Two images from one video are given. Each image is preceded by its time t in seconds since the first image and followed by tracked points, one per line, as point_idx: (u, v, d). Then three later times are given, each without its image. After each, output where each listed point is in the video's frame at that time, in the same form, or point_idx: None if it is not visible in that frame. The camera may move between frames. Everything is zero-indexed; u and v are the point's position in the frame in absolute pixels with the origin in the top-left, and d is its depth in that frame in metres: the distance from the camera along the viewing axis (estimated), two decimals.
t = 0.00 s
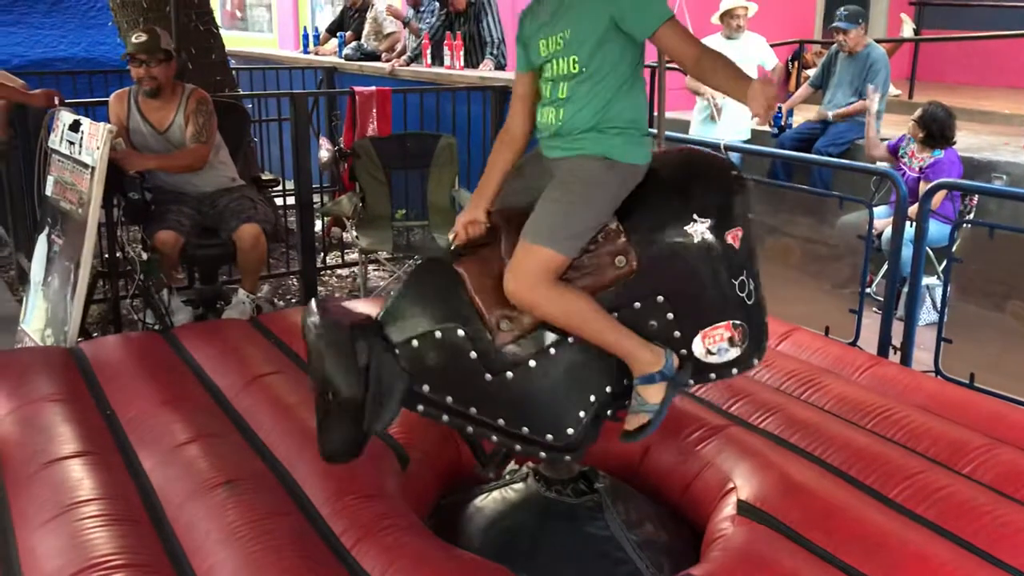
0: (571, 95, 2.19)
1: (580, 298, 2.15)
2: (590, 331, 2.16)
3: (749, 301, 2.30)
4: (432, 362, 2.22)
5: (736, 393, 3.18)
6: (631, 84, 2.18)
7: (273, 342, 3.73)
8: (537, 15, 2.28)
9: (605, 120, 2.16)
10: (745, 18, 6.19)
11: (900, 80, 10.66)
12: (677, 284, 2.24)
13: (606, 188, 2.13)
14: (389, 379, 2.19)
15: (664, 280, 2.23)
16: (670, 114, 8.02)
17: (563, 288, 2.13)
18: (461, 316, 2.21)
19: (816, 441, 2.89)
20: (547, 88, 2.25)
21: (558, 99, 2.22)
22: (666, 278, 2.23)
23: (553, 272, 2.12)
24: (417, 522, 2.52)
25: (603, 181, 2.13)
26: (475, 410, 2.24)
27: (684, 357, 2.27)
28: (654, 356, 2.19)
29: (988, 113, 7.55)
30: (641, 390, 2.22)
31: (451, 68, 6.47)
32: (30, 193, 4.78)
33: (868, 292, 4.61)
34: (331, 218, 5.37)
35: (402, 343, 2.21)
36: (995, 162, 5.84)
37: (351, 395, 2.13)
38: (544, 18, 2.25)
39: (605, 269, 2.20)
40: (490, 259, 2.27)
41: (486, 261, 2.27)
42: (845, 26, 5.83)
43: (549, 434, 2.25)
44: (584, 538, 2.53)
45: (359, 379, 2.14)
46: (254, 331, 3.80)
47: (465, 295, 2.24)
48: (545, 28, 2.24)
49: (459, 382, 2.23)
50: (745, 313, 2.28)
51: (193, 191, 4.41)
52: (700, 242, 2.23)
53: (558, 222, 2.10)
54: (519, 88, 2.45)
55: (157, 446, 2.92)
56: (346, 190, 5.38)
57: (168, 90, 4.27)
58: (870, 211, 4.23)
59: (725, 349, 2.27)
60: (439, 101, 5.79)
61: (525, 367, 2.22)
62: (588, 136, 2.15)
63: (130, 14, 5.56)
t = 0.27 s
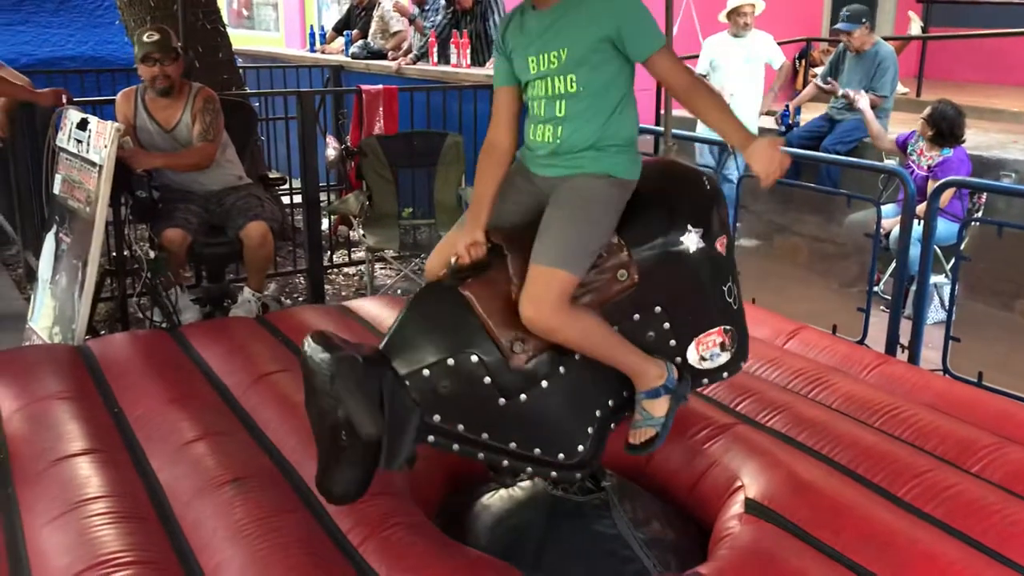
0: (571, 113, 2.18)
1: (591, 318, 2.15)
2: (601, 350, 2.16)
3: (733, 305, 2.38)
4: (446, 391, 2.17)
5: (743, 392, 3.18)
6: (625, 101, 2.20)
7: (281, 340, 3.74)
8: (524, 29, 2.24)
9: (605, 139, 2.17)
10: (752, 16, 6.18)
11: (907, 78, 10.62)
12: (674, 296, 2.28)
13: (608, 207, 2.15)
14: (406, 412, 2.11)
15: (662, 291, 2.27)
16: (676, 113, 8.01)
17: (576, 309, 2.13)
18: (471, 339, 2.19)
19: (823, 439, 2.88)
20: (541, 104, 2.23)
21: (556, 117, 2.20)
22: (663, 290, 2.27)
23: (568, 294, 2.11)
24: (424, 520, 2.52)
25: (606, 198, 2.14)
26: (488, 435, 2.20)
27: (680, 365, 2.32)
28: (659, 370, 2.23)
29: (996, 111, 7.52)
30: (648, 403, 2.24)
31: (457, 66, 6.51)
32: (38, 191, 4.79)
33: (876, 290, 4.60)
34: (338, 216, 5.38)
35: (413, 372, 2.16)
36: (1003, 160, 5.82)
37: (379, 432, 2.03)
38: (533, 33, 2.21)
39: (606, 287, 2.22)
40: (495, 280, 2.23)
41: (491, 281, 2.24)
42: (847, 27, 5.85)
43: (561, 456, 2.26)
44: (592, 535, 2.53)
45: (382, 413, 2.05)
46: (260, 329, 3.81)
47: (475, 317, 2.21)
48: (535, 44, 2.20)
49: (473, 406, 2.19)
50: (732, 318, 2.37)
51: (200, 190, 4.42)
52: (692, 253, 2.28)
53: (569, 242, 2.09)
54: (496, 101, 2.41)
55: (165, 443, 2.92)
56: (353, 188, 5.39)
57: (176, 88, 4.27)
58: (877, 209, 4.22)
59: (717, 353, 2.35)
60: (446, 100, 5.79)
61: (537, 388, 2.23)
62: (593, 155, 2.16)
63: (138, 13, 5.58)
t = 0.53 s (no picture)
0: (584, 138, 2.19)
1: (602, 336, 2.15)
2: (611, 368, 2.16)
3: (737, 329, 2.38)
4: (457, 401, 2.16)
5: (751, 390, 3.17)
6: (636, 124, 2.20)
7: (287, 339, 3.74)
8: (537, 53, 2.23)
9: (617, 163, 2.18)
10: (759, 13, 6.15)
11: (914, 76, 10.59)
12: (683, 315, 2.27)
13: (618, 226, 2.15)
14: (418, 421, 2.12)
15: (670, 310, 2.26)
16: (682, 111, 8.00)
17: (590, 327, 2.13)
18: (482, 350, 2.18)
19: (831, 438, 2.87)
20: (554, 128, 2.24)
21: (569, 142, 2.21)
22: (671, 310, 2.26)
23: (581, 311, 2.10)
24: (431, 519, 2.52)
25: (620, 217, 2.15)
26: (495, 448, 2.20)
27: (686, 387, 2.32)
28: (665, 393, 2.23)
29: (1004, 109, 7.49)
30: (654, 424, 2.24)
31: (463, 65, 6.51)
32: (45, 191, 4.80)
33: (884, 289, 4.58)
34: (344, 216, 5.38)
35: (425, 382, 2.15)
36: (1011, 158, 5.80)
37: (393, 441, 2.05)
38: (543, 58, 2.21)
39: (617, 305, 2.22)
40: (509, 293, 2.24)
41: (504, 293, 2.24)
42: (852, 25, 5.88)
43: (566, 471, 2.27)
44: (599, 535, 2.52)
45: (396, 420, 2.06)
46: (267, 328, 3.81)
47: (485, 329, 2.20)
48: (546, 69, 2.20)
49: (482, 417, 2.19)
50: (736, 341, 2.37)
51: (207, 189, 4.43)
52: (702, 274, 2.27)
53: (584, 258, 2.10)
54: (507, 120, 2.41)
55: (172, 442, 2.93)
56: (359, 187, 5.39)
57: (183, 87, 4.28)
58: (885, 208, 4.20)
59: (718, 375, 2.33)
60: (452, 99, 5.80)
61: (547, 403, 2.22)
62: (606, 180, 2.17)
63: (144, 13, 5.59)
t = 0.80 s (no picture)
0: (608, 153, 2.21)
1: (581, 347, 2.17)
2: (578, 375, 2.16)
3: (748, 389, 2.33)
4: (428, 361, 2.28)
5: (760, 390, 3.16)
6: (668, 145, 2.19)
7: (297, 340, 3.74)
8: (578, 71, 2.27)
9: (640, 180, 2.18)
10: (769, 11, 6.13)
11: (924, 74, 10.54)
12: (681, 348, 2.27)
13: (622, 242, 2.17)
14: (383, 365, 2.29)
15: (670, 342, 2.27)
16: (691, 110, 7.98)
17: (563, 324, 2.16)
18: (462, 325, 2.26)
19: (841, 438, 2.86)
20: (584, 143, 2.28)
21: (593, 159, 2.25)
22: (671, 343, 2.27)
23: (559, 308, 2.13)
24: (439, 519, 2.52)
25: (629, 235, 2.16)
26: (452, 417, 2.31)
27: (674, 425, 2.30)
28: (639, 420, 2.20)
29: (1014, 107, 7.45)
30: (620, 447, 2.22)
31: (471, 64, 6.51)
32: (56, 192, 4.82)
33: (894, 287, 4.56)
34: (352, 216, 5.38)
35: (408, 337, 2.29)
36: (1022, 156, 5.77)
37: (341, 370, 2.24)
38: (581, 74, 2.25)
39: (612, 323, 2.23)
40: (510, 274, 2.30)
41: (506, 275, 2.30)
42: (860, 23, 5.88)
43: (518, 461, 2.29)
44: (609, 535, 2.52)
45: (356, 357, 2.26)
46: (276, 329, 3.82)
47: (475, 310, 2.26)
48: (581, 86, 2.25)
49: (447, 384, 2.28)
50: (743, 400, 2.32)
51: (216, 190, 4.44)
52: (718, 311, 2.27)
53: (574, 263, 2.13)
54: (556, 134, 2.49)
55: (182, 443, 2.93)
56: (367, 188, 5.39)
57: (192, 88, 4.29)
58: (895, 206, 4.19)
59: (714, 429, 2.29)
60: (460, 98, 5.80)
61: (510, 390, 2.24)
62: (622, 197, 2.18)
63: (153, 14, 5.61)
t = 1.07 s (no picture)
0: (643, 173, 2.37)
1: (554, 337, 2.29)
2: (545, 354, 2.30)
3: (706, 457, 2.17)
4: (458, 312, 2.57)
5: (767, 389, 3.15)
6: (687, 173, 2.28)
7: (303, 340, 3.74)
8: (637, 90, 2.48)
9: (661, 191, 2.33)
10: (775, 10, 6.12)
11: (930, 72, 10.51)
12: (649, 381, 2.28)
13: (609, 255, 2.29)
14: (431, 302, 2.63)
15: (637, 372, 2.29)
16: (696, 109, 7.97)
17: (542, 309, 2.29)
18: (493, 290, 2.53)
19: (848, 438, 2.85)
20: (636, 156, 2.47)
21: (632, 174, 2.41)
22: (645, 375, 2.28)
23: (545, 291, 2.28)
24: (445, 520, 2.52)
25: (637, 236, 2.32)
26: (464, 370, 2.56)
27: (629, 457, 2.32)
28: (592, 428, 2.29)
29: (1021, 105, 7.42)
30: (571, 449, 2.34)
31: (476, 65, 6.51)
32: (61, 193, 4.83)
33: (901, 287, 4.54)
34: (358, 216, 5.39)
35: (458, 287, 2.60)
36: None
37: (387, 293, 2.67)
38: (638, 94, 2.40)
39: (598, 331, 2.31)
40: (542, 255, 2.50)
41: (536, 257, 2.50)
42: (864, 21, 5.87)
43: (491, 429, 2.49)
44: (616, 536, 2.51)
45: (405, 286, 2.66)
46: (282, 329, 3.82)
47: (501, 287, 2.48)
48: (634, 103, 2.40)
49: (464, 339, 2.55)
50: (694, 463, 2.19)
51: (222, 190, 4.44)
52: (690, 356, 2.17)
53: (561, 262, 2.27)
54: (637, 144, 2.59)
55: (188, 444, 2.94)
56: (373, 188, 5.39)
57: (198, 88, 4.29)
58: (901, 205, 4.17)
59: (655, 480, 2.21)
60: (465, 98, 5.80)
61: (501, 359, 2.46)
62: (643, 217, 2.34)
63: (159, 15, 5.61)
